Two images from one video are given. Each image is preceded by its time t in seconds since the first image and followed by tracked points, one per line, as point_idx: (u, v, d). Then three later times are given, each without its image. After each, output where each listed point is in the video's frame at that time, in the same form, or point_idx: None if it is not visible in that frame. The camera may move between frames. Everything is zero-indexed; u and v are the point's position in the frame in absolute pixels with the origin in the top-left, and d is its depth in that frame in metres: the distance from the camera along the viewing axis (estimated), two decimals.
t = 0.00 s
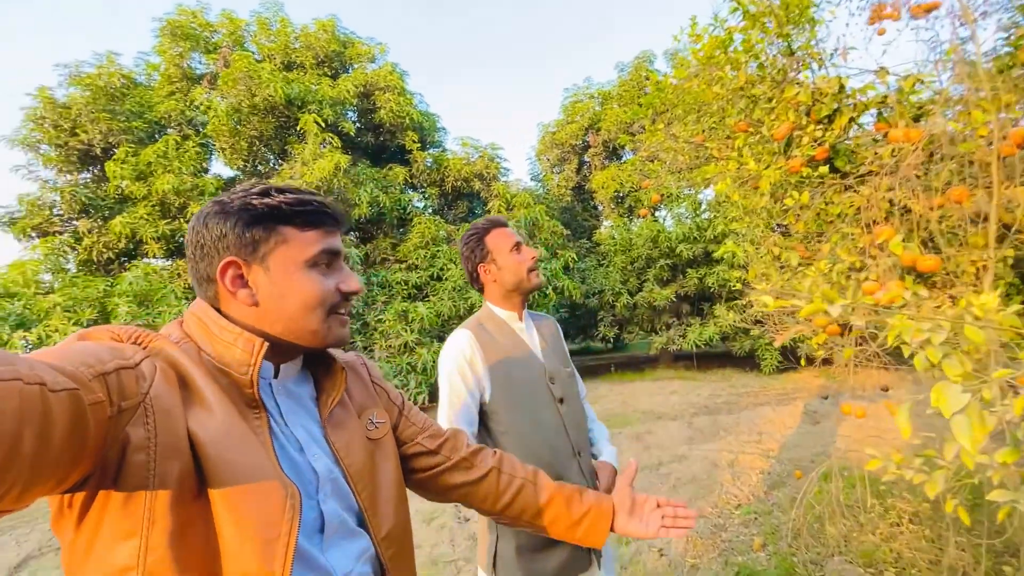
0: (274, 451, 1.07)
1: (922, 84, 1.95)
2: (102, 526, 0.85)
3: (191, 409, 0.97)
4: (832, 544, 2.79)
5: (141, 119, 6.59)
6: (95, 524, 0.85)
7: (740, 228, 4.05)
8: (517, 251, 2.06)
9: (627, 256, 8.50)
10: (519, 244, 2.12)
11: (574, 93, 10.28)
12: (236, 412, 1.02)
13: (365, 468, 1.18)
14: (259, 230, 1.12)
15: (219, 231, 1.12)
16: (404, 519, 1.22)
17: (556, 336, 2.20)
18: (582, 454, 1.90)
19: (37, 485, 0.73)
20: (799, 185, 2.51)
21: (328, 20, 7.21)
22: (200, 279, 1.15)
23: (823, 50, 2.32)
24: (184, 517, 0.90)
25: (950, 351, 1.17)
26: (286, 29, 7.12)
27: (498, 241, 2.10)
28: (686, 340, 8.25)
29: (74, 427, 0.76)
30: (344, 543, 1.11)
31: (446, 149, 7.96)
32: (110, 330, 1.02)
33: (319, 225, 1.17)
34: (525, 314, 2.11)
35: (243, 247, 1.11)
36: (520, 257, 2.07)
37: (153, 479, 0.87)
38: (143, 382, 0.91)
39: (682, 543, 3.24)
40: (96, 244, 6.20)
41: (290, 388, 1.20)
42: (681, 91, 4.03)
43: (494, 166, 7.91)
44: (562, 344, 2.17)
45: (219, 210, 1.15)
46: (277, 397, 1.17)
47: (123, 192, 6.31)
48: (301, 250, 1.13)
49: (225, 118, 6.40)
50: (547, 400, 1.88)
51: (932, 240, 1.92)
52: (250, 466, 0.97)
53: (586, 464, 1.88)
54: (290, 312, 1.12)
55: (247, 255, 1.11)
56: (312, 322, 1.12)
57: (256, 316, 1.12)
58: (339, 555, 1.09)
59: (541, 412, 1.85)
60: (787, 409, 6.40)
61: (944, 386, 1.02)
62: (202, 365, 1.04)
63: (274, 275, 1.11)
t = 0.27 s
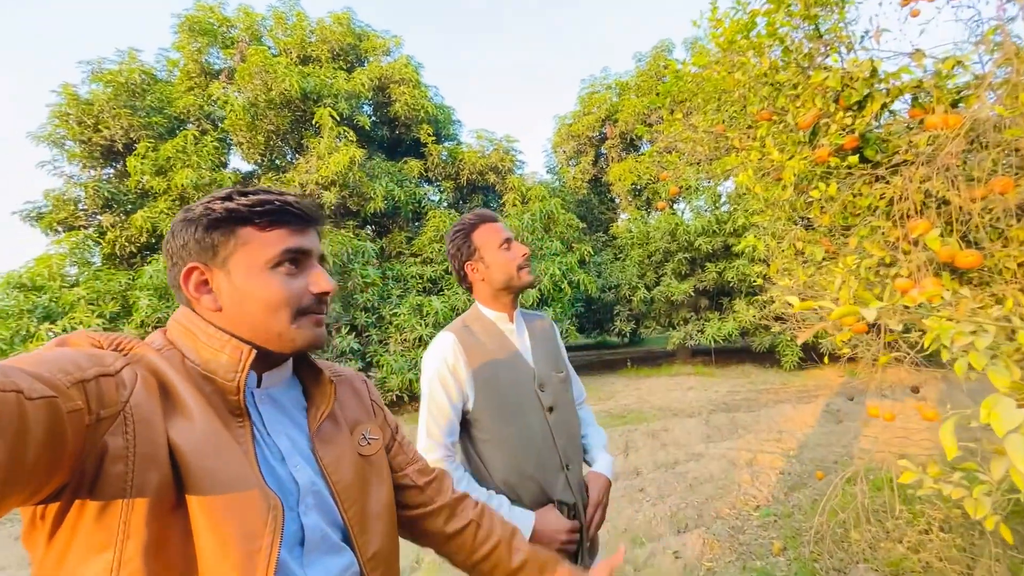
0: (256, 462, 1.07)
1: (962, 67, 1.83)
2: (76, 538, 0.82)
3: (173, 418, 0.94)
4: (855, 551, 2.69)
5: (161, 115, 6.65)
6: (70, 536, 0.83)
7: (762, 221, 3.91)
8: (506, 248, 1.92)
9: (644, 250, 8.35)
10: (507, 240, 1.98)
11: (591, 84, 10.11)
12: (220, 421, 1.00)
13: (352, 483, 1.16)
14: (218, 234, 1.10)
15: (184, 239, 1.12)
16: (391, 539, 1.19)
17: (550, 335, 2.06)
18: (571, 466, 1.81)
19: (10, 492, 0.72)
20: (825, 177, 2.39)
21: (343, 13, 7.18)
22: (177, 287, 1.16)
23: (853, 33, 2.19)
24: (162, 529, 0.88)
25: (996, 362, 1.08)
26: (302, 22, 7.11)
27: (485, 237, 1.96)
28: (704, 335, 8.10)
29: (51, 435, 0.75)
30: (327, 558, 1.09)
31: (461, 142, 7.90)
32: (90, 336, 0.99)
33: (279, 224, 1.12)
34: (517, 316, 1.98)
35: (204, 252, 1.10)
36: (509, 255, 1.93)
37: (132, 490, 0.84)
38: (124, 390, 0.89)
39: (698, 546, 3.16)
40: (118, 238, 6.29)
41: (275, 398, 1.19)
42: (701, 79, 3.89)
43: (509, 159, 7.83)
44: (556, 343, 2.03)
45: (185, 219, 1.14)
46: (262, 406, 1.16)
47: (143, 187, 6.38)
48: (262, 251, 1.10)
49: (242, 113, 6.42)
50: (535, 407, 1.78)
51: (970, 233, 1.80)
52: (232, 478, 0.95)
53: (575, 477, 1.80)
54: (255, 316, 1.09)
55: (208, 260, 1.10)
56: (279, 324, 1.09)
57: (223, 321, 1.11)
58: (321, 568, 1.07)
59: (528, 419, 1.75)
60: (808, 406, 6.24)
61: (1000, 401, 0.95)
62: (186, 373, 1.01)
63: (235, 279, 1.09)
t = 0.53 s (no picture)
0: (261, 466, 1.04)
1: (991, 53, 1.74)
2: (75, 544, 0.80)
3: (175, 422, 0.92)
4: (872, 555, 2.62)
5: (174, 112, 6.70)
6: (69, 541, 0.80)
7: (776, 215, 3.83)
8: (498, 247, 1.88)
9: (656, 245, 8.25)
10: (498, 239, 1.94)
11: (603, 77, 9.98)
12: (223, 425, 0.98)
13: (357, 491, 1.17)
14: (213, 240, 1.08)
15: (180, 248, 1.10)
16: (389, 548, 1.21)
17: (542, 335, 2.05)
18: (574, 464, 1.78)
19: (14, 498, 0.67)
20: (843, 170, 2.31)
21: (353, 8, 7.16)
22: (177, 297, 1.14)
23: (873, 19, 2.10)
24: (163, 535, 0.85)
25: None
26: (312, 18, 7.10)
27: (475, 236, 1.91)
28: (717, 331, 8.00)
29: (57, 441, 0.71)
30: (326, 566, 1.07)
31: (471, 137, 7.86)
32: (95, 339, 0.95)
33: (272, 227, 1.11)
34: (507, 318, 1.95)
35: (200, 260, 1.08)
36: (500, 254, 1.89)
37: (133, 494, 0.82)
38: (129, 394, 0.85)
39: (710, 546, 3.11)
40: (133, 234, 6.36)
41: (279, 403, 1.18)
42: (714, 70, 3.80)
43: (519, 153, 7.78)
44: (547, 341, 2.02)
45: (180, 228, 1.12)
46: (267, 410, 1.14)
47: (157, 184, 6.44)
48: (256, 255, 1.08)
49: (253, 109, 6.44)
50: (534, 408, 1.75)
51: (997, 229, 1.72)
52: (235, 483, 0.93)
53: (580, 475, 1.78)
54: (252, 320, 1.06)
55: (204, 266, 1.08)
56: (276, 326, 1.06)
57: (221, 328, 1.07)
58: None
59: (527, 421, 1.72)
60: (823, 404, 6.13)
61: None
62: (189, 377, 0.99)
63: (231, 284, 1.06)
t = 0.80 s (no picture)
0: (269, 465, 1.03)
1: (1002, 45, 1.71)
2: (85, 540, 0.79)
3: (185, 420, 0.92)
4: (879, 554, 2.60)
5: (180, 111, 6.72)
6: (79, 537, 0.79)
7: (782, 211, 3.80)
8: (488, 247, 1.87)
9: (662, 241, 8.21)
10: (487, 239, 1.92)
11: (607, 73, 9.92)
12: (231, 424, 0.98)
13: (362, 492, 1.18)
14: (230, 238, 1.08)
15: (195, 246, 1.10)
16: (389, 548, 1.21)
17: (530, 336, 2.09)
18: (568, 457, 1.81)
19: (26, 493, 0.67)
20: (851, 165, 2.28)
21: (357, 6, 7.15)
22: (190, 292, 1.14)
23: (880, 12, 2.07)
24: (171, 532, 0.85)
25: None
26: (316, 16, 7.10)
27: (463, 237, 1.89)
28: (723, 328, 7.96)
29: (71, 436, 0.69)
30: (330, 567, 1.06)
31: (476, 134, 7.85)
32: (108, 336, 0.95)
33: (288, 228, 1.10)
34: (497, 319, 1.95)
35: (216, 258, 1.08)
36: (489, 255, 1.87)
37: (143, 491, 0.81)
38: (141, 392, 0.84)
39: (715, 544, 3.09)
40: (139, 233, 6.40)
41: (286, 402, 1.18)
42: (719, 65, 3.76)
43: (524, 150, 7.76)
44: (535, 342, 2.07)
45: (198, 226, 1.12)
46: (275, 409, 1.14)
47: (163, 183, 6.48)
48: (271, 256, 1.07)
49: (258, 108, 6.44)
50: (531, 406, 1.77)
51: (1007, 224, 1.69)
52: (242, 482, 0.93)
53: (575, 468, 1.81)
54: (264, 320, 1.05)
55: (219, 264, 1.07)
56: (286, 327, 1.05)
57: (232, 326, 1.07)
58: None
59: (525, 420, 1.73)
60: (830, 401, 6.09)
61: None
62: (199, 376, 0.99)
63: (245, 284, 1.06)
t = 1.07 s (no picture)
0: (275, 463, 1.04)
1: (999, 41, 1.71)
2: (95, 537, 0.79)
3: (193, 418, 0.92)
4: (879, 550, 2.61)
5: (178, 111, 6.72)
6: (89, 534, 0.80)
7: (781, 209, 3.80)
8: (487, 247, 1.87)
9: (661, 239, 8.21)
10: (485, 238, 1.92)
11: (606, 71, 9.92)
12: (238, 422, 0.98)
13: (367, 488, 1.18)
14: (234, 238, 1.08)
15: (200, 246, 1.11)
16: (394, 543, 1.21)
17: (527, 332, 2.11)
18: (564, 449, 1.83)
19: (39, 490, 0.67)
20: (850, 162, 2.28)
21: (355, 5, 7.14)
22: (196, 291, 1.14)
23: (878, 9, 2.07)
24: (181, 527, 0.85)
25: None
26: (314, 15, 7.09)
27: (462, 236, 1.89)
28: (722, 326, 7.98)
29: (82, 435, 0.70)
30: (336, 562, 1.07)
31: (474, 133, 7.84)
32: (114, 336, 0.95)
33: (292, 226, 1.11)
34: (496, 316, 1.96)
35: (221, 257, 1.08)
36: (487, 255, 1.88)
37: (153, 488, 0.82)
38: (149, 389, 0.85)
39: (716, 541, 3.10)
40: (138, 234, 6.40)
41: (291, 400, 1.18)
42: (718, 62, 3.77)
43: (522, 149, 7.76)
44: (531, 338, 2.09)
45: (202, 226, 1.13)
46: (280, 407, 1.14)
47: (162, 183, 6.47)
48: (276, 254, 1.08)
49: (256, 108, 6.43)
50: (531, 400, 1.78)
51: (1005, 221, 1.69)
52: (250, 479, 0.93)
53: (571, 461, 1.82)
54: (270, 318, 1.06)
55: (225, 264, 1.08)
56: (293, 325, 1.06)
57: (239, 325, 1.08)
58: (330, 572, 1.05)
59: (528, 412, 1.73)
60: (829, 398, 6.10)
61: None
62: (205, 374, 0.99)
63: (251, 282, 1.06)
